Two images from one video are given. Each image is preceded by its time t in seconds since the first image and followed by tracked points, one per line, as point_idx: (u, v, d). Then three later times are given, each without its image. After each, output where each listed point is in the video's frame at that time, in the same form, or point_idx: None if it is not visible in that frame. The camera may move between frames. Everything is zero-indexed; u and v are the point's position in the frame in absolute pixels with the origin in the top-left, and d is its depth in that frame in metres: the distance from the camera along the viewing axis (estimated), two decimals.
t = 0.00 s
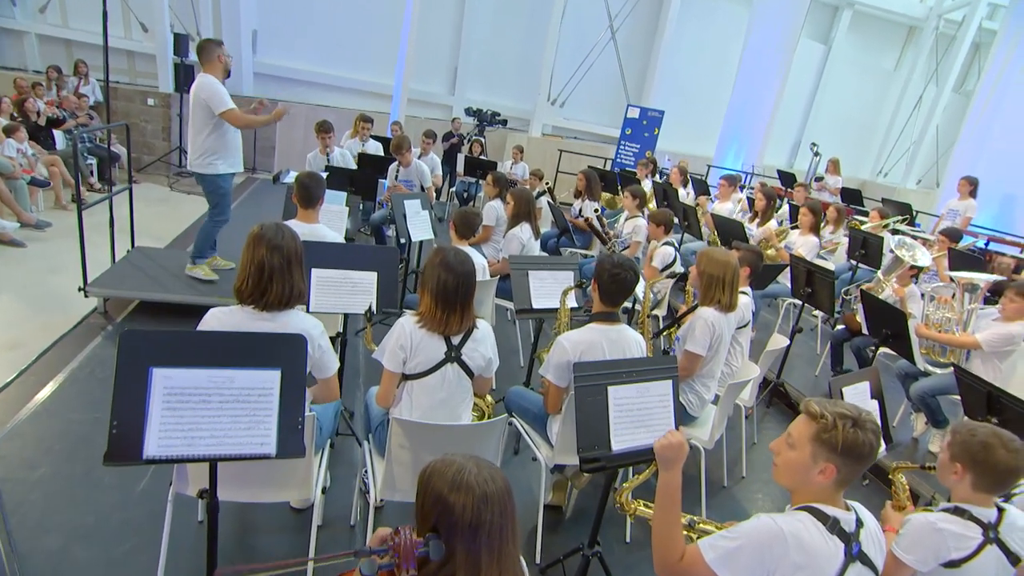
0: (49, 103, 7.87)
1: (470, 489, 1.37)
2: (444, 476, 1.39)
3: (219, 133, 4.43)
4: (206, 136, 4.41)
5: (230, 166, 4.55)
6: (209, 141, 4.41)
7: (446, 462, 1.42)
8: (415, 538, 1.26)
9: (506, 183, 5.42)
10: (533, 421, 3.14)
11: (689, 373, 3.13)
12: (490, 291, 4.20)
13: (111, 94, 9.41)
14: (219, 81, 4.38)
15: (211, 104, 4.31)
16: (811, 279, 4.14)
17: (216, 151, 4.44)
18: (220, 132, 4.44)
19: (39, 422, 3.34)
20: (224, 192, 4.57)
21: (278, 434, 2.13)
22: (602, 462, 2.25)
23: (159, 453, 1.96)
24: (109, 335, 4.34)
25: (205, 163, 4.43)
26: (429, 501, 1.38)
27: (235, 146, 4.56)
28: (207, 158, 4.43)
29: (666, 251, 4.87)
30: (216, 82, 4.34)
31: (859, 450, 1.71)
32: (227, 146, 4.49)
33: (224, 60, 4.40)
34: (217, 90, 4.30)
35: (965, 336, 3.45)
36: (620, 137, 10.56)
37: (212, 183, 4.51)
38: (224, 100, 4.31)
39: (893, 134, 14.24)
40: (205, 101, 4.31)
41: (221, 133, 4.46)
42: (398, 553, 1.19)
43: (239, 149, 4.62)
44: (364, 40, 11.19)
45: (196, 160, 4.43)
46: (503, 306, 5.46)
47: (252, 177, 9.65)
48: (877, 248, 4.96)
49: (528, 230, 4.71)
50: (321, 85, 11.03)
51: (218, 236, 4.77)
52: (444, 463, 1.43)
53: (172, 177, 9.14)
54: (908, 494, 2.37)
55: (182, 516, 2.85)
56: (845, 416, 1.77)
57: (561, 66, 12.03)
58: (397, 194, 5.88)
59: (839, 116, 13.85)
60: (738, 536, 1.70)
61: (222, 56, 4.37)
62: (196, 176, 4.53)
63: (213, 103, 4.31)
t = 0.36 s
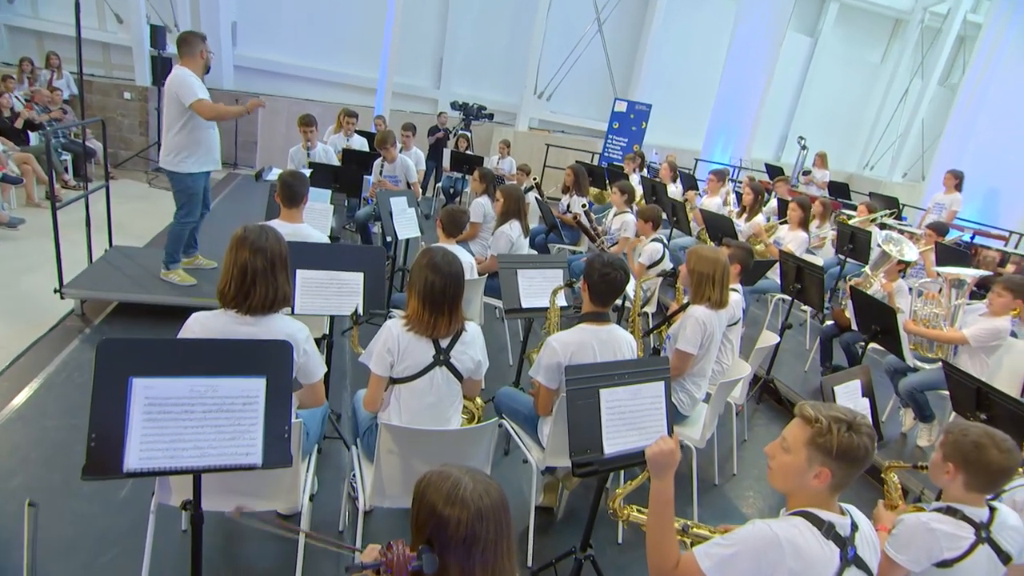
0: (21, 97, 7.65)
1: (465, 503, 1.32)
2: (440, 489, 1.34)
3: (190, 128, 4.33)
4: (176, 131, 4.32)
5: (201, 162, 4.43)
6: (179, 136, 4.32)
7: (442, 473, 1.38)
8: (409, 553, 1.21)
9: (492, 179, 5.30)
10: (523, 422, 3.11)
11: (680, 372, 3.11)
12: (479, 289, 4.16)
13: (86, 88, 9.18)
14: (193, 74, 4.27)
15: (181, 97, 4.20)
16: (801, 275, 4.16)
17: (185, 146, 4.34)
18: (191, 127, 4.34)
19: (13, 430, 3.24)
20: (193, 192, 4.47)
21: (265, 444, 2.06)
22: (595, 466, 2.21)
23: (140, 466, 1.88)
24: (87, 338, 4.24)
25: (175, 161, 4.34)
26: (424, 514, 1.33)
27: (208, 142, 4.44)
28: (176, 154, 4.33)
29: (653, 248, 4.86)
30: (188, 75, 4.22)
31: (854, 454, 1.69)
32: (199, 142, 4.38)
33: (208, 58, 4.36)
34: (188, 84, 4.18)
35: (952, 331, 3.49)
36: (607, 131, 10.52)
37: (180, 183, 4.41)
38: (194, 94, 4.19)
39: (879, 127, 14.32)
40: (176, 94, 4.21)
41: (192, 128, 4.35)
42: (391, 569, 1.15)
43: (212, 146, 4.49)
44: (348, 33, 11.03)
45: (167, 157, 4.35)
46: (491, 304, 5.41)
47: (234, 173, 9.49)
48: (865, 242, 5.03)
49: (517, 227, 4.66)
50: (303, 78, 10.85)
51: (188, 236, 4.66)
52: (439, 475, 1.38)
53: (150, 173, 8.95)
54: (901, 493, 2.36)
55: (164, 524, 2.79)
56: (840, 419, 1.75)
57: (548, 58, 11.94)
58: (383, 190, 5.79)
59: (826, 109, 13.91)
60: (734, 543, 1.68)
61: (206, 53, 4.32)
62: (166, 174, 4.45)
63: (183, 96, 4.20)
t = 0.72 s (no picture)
0: None
1: (458, 516, 1.29)
2: (433, 501, 1.31)
3: (153, 132, 4.21)
4: (143, 133, 4.22)
5: (164, 167, 4.32)
6: (141, 139, 4.22)
7: (437, 485, 1.35)
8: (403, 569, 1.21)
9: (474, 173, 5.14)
10: (511, 423, 3.08)
11: (668, 369, 3.11)
12: (464, 288, 4.11)
13: (55, 81, 8.92)
14: (163, 80, 4.14)
15: (145, 101, 4.08)
16: (786, 270, 4.21)
17: (145, 151, 4.24)
18: (155, 131, 4.22)
19: None
20: (165, 191, 4.39)
21: (247, 454, 1.99)
22: (584, 469, 2.19)
23: (117, 480, 1.81)
24: (60, 341, 4.12)
25: (144, 163, 4.25)
26: (418, 528, 1.30)
27: (172, 149, 4.32)
28: (137, 156, 4.24)
29: (637, 244, 4.86)
30: (157, 80, 4.10)
31: (845, 456, 1.69)
32: (162, 148, 4.26)
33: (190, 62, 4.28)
34: (153, 90, 4.06)
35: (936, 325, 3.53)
36: (591, 125, 10.48)
37: (152, 184, 4.33)
38: (157, 102, 4.07)
39: (861, 119, 14.45)
40: (141, 98, 4.10)
41: (157, 133, 4.23)
42: None
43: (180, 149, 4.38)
44: (327, 25, 10.85)
45: (134, 160, 4.25)
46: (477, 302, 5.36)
47: (213, 169, 9.32)
48: (848, 236, 5.13)
49: (503, 224, 4.61)
50: (282, 71, 10.65)
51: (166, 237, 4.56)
52: (432, 487, 1.35)
53: (124, 170, 8.74)
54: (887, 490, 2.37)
55: (144, 534, 2.72)
56: (831, 422, 1.75)
57: (531, 52, 11.86)
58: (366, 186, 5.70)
59: (808, 102, 13.99)
60: (726, 548, 1.66)
61: (186, 57, 4.23)
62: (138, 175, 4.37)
63: (146, 101, 4.08)
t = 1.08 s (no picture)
0: None
1: (452, 531, 1.26)
2: (425, 514, 1.28)
3: (127, 122, 4.11)
4: (118, 122, 4.11)
5: (137, 158, 4.18)
6: (115, 129, 4.11)
7: (428, 499, 1.31)
8: None
9: (457, 170, 5.17)
10: (497, 423, 3.05)
11: (655, 367, 3.10)
12: (449, 286, 4.07)
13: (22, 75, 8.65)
14: (138, 68, 4.06)
15: (118, 88, 4.00)
16: (770, 265, 4.26)
17: (117, 140, 4.12)
18: (129, 120, 4.11)
19: None
20: (140, 186, 4.26)
21: (230, 463, 1.92)
22: (573, 471, 2.17)
23: (93, 494, 1.73)
24: (31, 346, 4.00)
25: (120, 153, 4.14)
26: (409, 544, 1.27)
27: (146, 139, 4.19)
28: (111, 147, 4.14)
29: (620, 240, 4.88)
30: (132, 67, 4.02)
31: (837, 457, 1.69)
32: (135, 138, 4.14)
33: (166, 56, 4.18)
34: (127, 76, 3.98)
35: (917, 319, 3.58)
36: (574, 119, 10.46)
37: (126, 176, 4.20)
38: (130, 87, 3.97)
39: (841, 113, 14.59)
40: (114, 86, 4.01)
41: (132, 122, 4.13)
42: None
43: (158, 139, 4.27)
44: (305, 18, 10.67)
45: (110, 150, 4.14)
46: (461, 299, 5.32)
47: (189, 165, 9.14)
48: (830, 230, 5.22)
49: (487, 221, 4.57)
50: (259, 64, 10.45)
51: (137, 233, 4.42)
52: (422, 500, 1.31)
53: (97, 166, 8.53)
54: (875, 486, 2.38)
55: (124, 544, 2.66)
56: (820, 423, 1.75)
57: (513, 45, 11.77)
58: (347, 183, 5.62)
59: (789, 96, 14.09)
60: (717, 551, 1.64)
61: (161, 50, 4.14)
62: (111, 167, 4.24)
63: (119, 88, 4.00)
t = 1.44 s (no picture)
0: None
1: (441, 542, 1.23)
2: (412, 527, 1.24)
3: (102, 117, 3.98)
4: (91, 117, 3.97)
5: (110, 154, 4.07)
6: (88, 124, 3.98)
7: (417, 511, 1.27)
8: None
9: (441, 167, 5.13)
10: (484, 424, 3.03)
11: (641, 365, 3.09)
12: (433, 285, 4.03)
13: None
14: (115, 63, 3.93)
15: (93, 81, 3.86)
16: (755, 260, 4.30)
17: (91, 135, 4.00)
18: (104, 116, 3.99)
19: None
20: (110, 184, 4.14)
21: (212, 475, 1.85)
22: (561, 474, 2.13)
23: (66, 509, 1.65)
24: None
25: (93, 149, 4.02)
26: (396, 557, 1.23)
27: (121, 136, 4.08)
28: (83, 141, 4.01)
29: (604, 237, 4.88)
30: (108, 60, 3.89)
31: (824, 457, 1.68)
32: (109, 134, 4.02)
33: (142, 52, 4.06)
34: (103, 70, 3.85)
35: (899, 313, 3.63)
36: (557, 114, 10.42)
37: (95, 174, 4.08)
38: (107, 82, 3.84)
39: (821, 107, 14.69)
40: (89, 79, 3.87)
41: (106, 117, 4.01)
42: None
43: (132, 135, 4.16)
44: (282, 11, 10.48)
45: (82, 146, 4.01)
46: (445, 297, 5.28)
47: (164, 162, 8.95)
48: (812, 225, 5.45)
49: (471, 219, 4.53)
50: (235, 58, 10.24)
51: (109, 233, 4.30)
52: (410, 511, 1.28)
53: (68, 164, 8.30)
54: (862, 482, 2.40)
55: (102, 556, 2.58)
56: (808, 423, 1.74)
57: (494, 39, 11.67)
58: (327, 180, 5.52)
59: (770, 90, 14.18)
60: (709, 553, 1.63)
61: (138, 45, 4.03)
62: (81, 164, 4.11)
63: (95, 81, 3.86)
